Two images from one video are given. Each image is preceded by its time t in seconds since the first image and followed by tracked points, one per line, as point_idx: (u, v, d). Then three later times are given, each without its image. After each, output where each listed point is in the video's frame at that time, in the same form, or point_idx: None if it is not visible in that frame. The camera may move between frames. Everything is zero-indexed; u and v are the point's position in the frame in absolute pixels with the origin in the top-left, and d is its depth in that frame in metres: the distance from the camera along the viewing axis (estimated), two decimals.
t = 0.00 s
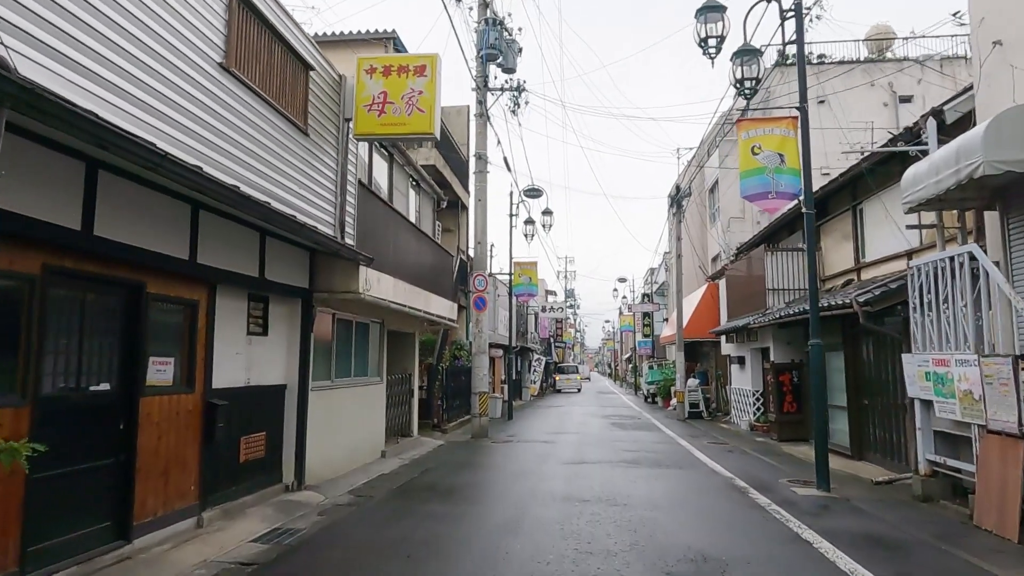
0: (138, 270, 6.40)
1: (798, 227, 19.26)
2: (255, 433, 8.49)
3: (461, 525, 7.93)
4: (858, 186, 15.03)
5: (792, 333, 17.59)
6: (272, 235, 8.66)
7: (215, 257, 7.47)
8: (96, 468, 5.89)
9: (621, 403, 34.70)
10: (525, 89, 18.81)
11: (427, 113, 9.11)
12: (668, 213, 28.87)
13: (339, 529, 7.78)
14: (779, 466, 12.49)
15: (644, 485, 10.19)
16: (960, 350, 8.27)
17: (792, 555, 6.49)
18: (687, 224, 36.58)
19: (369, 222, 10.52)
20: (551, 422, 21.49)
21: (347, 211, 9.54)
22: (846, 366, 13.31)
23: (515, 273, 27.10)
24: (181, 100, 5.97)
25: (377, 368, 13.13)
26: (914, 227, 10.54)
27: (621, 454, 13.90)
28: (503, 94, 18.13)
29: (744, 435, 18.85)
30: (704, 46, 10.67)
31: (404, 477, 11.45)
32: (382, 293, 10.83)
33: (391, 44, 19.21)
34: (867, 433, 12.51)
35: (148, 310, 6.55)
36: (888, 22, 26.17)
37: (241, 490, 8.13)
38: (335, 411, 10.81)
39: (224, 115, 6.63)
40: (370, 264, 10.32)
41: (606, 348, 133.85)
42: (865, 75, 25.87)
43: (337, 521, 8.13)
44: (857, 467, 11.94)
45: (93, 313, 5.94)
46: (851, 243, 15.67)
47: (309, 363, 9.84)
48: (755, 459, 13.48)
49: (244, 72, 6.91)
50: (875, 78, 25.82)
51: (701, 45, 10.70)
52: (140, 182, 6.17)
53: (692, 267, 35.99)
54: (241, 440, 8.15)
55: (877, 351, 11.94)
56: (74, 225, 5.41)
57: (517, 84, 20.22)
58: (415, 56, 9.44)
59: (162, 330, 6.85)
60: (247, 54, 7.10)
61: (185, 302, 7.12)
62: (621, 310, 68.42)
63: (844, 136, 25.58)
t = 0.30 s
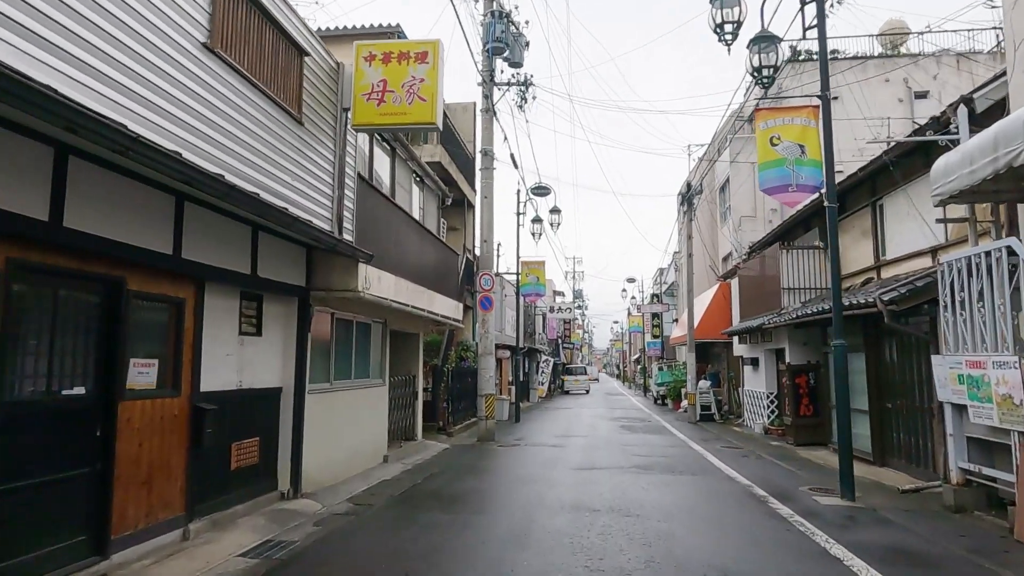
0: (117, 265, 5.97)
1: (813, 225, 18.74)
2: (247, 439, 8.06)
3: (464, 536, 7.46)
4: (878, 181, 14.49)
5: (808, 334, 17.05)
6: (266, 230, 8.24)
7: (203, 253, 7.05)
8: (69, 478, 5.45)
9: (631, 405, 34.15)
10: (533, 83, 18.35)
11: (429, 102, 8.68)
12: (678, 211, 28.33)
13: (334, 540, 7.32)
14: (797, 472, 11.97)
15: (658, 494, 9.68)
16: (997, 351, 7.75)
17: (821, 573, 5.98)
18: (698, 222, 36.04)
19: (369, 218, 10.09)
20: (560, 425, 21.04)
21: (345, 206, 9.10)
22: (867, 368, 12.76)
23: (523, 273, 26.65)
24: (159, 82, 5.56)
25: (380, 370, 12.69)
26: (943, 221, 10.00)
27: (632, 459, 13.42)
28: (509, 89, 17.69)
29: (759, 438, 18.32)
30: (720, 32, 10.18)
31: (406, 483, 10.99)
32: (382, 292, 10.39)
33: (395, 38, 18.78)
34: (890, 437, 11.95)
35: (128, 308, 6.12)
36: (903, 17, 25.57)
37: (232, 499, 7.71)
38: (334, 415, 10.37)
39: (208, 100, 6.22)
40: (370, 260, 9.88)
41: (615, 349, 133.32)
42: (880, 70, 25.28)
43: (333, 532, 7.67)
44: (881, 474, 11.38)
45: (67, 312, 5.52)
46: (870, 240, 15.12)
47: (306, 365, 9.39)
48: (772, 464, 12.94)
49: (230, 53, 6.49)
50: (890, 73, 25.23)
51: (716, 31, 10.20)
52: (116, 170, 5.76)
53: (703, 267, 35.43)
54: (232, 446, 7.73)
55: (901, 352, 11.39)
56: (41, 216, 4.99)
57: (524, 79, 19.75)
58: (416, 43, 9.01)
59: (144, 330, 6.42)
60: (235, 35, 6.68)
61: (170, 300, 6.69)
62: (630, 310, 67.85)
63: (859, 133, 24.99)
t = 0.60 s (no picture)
0: (82, 254, 5.56)
1: (822, 220, 18.26)
2: (229, 441, 7.63)
3: (458, 544, 7.01)
4: (891, 173, 14.01)
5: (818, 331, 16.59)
6: (251, 220, 7.83)
7: (180, 243, 6.64)
8: (26, 484, 5.03)
9: (635, 405, 33.68)
10: (534, 76, 17.92)
11: (423, 86, 8.26)
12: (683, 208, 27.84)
13: (320, 548, 6.89)
14: (809, 475, 11.50)
15: (664, 500, 9.23)
16: None
17: None
18: (703, 220, 35.55)
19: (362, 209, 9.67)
20: (563, 426, 20.58)
21: (335, 195, 8.68)
22: (881, 367, 12.29)
23: (525, 270, 26.20)
24: (120, 53, 5.15)
25: (375, 368, 12.26)
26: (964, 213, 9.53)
27: (636, 461, 12.96)
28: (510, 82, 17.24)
29: (766, 439, 17.83)
30: (729, 14, 9.73)
31: (401, 487, 10.57)
32: (376, 287, 9.95)
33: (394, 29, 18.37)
34: (906, 439, 11.49)
35: (94, 301, 5.70)
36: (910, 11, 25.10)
37: (213, 505, 7.27)
38: (326, 416, 9.96)
39: (176, 77, 5.81)
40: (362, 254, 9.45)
41: (618, 349, 132.85)
42: (888, 65, 24.79)
43: (321, 539, 7.25)
44: (897, 477, 10.92)
45: (25, 303, 5.10)
46: (882, 235, 14.66)
47: (296, 363, 8.97)
48: (783, 467, 12.48)
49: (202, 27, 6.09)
50: (899, 68, 24.72)
51: (725, 13, 9.75)
52: (79, 151, 5.34)
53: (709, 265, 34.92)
54: (213, 448, 7.30)
55: (918, 350, 10.93)
56: None
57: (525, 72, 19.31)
58: (409, 25, 8.58)
59: (115, 324, 6.01)
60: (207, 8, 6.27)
61: (143, 293, 6.27)
62: (634, 310, 67.41)
63: (867, 128, 24.50)
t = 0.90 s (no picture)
0: (44, 250, 5.13)
1: (835, 220, 17.75)
2: (213, 451, 7.18)
3: (453, 563, 6.50)
4: (908, 170, 13.49)
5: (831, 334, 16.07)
6: (236, 216, 7.41)
7: (157, 240, 6.21)
8: None
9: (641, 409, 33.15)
10: (537, 73, 17.48)
11: (418, 75, 7.83)
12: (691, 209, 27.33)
13: (307, 566, 6.43)
14: (825, 485, 10.97)
15: (674, 513, 8.75)
16: None
17: None
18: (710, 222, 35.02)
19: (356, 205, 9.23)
20: (568, 431, 20.09)
21: (327, 190, 8.25)
22: (900, 371, 11.77)
23: (529, 272, 25.74)
24: (74, 27, 4.69)
25: (372, 372, 11.79)
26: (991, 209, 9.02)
27: (643, 469, 12.45)
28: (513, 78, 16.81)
29: (778, 445, 17.28)
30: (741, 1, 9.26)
31: (398, 496, 10.12)
32: (370, 288, 9.49)
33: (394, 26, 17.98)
34: (926, 447, 10.95)
35: (59, 300, 5.27)
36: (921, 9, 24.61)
37: (193, 520, 6.83)
38: (319, 422, 9.51)
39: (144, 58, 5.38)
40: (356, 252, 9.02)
41: (624, 352, 132.19)
42: (899, 64, 24.29)
43: (308, 556, 6.79)
44: (919, 487, 10.40)
45: None
46: (898, 234, 14.14)
47: (286, 368, 8.53)
48: (797, 476, 11.96)
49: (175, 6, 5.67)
50: (909, 67, 24.20)
51: None
52: (40, 140, 4.91)
53: (716, 267, 34.38)
54: (194, 458, 6.85)
55: (941, 354, 10.41)
56: None
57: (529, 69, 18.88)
58: (404, 11, 8.14)
59: (82, 326, 5.58)
60: None
61: (115, 292, 5.84)
62: (639, 313, 66.88)
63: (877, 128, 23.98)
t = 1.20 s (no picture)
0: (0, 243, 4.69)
1: (849, 221, 17.23)
2: (193, 460, 6.72)
3: None
4: (927, 168, 12.97)
5: (846, 339, 15.51)
6: (220, 210, 6.97)
7: (131, 233, 5.77)
8: None
9: (648, 417, 32.52)
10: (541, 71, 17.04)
11: (415, 62, 7.39)
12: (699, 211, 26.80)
13: None
14: (845, 496, 10.42)
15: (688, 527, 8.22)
16: None
17: None
18: (717, 226, 34.47)
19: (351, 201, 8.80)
20: (574, 439, 19.53)
21: (318, 184, 7.82)
22: (922, 376, 11.23)
23: (534, 277, 25.25)
24: None
25: (369, 378, 11.31)
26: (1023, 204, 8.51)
27: (653, 479, 11.91)
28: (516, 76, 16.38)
29: (791, 454, 16.69)
30: None
31: (396, 508, 9.62)
32: (366, 289, 9.04)
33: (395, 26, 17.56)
34: (952, 456, 10.39)
35: (17, 297, 4.83)
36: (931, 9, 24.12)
37: (173, 535, 6.37)
38: (313, 430, 9.04)
39: (110, 32, 4.96)
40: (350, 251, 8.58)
41: (631, 359, 131.28)
42: (910, 64, 23.78)
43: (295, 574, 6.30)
44: (945, 499, 9.84)
45: None
46: (917, 234, 13.60)
47: (275, 372, 8.06)
48: (815, 486, 11.39)
49: None
50: (920, 67, 23.69)
51: None
52: None
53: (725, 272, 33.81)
54: (173, 469, 6.39)
55: (968, 358, 9.86)
56: None
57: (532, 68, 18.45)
58: None
59: (45, 325, 5.13)
60: None
61: (82, 289, 5.40)
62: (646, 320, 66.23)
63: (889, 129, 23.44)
